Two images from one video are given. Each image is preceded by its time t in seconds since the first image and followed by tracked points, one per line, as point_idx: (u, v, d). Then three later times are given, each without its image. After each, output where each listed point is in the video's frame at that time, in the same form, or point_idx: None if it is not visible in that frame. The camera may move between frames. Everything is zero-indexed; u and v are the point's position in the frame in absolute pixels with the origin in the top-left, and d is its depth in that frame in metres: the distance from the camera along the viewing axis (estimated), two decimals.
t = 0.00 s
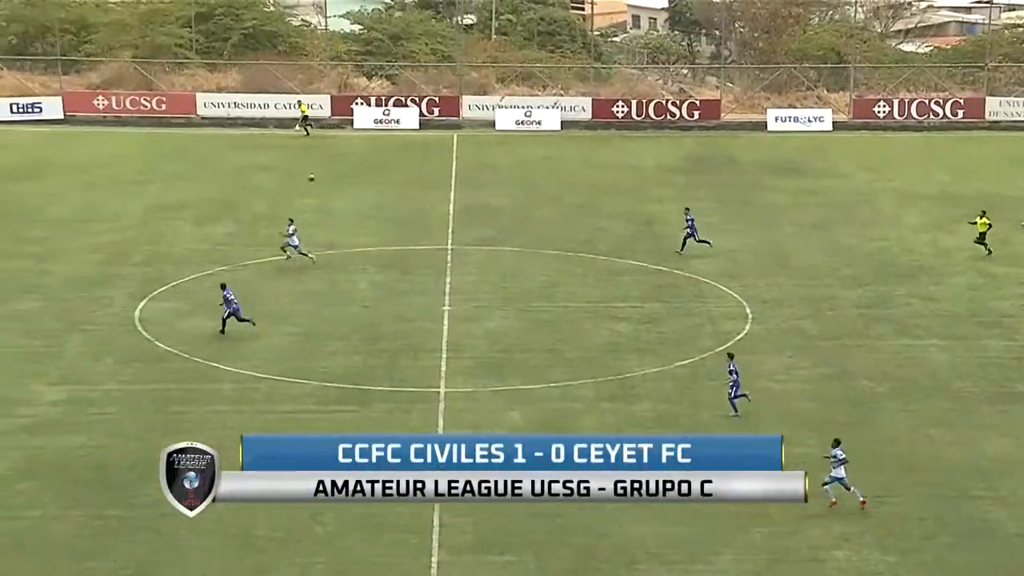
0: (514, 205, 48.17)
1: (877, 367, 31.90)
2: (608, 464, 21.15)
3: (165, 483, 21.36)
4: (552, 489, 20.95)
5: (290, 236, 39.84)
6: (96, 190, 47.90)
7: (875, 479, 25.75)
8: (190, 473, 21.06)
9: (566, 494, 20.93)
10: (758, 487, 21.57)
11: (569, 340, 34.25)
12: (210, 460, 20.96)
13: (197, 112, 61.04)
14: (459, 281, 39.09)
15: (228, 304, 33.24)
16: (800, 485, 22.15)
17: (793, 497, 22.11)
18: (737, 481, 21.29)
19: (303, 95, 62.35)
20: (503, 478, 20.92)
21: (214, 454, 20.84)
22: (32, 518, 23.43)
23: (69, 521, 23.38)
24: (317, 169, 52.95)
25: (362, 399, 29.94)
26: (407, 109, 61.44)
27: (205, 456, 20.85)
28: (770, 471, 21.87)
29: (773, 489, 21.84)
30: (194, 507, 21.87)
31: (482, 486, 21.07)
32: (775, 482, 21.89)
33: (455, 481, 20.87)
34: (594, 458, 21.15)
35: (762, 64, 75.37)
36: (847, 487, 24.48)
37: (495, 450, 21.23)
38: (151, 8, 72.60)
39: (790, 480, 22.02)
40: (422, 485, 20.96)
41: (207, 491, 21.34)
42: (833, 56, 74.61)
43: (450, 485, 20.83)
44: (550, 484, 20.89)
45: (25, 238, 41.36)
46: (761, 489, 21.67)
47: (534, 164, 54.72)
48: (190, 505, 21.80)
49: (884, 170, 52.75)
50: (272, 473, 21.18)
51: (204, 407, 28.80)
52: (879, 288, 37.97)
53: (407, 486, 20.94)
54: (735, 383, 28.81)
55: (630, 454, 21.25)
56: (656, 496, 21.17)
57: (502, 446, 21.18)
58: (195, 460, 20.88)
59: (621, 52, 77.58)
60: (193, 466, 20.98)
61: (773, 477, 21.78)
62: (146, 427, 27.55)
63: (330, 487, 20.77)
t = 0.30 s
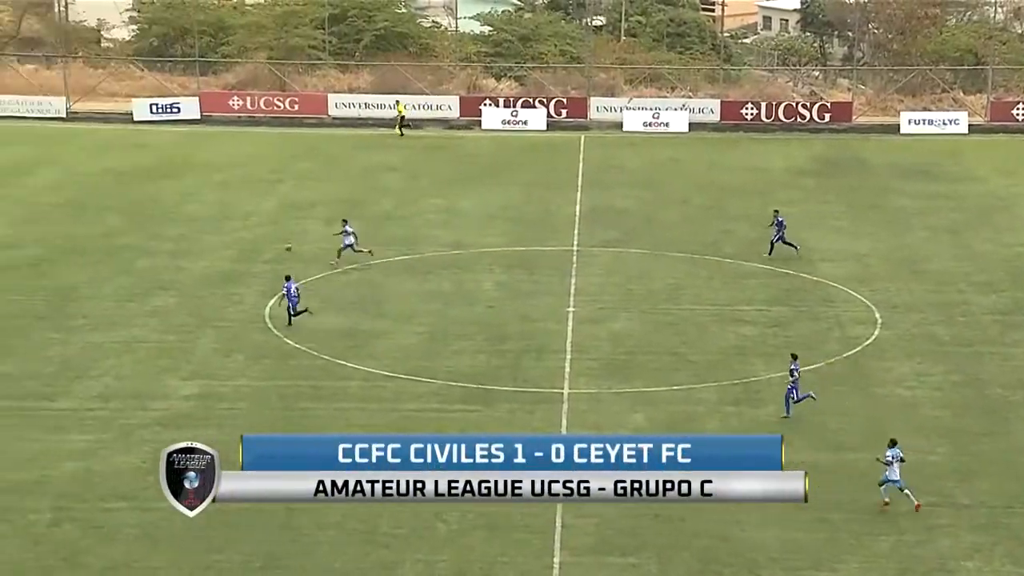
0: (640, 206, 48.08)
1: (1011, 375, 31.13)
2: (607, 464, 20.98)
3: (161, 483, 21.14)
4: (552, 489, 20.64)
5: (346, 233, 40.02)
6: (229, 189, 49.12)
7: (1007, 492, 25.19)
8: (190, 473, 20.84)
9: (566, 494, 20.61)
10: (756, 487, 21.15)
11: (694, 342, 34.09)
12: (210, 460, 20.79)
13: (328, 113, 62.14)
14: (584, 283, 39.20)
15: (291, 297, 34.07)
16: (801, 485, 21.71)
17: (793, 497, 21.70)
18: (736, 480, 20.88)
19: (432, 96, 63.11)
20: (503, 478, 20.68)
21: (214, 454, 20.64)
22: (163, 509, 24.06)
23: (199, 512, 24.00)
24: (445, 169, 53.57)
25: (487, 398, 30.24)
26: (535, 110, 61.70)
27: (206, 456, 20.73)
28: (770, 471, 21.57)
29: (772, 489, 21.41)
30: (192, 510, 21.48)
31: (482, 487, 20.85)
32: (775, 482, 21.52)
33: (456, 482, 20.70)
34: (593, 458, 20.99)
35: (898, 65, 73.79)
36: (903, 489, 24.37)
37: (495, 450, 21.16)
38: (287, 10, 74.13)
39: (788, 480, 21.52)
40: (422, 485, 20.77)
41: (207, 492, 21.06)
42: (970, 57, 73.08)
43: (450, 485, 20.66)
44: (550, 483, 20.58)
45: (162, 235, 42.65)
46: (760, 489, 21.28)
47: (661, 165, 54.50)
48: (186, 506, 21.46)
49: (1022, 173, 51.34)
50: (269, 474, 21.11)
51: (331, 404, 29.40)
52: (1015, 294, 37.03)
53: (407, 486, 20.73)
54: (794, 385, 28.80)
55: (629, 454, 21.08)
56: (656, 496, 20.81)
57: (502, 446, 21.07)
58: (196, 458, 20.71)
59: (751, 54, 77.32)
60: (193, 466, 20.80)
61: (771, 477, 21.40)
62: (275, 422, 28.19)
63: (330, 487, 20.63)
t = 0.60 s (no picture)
0: (743, 210, 47.70)
1: None
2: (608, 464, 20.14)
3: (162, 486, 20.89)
4: (552, 489, 20.06)
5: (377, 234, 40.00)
6: (334, 190, 49.82)
7: None
8: (189, 473, 20.61)
9: (566, 495, 20.03)
10: (757, 487, 20.44)
11: (796, 347, 33.74)
12: (208, 459, 20.55)
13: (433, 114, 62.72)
14: (686, 286, 39.05)
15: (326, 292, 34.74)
16: (801, 485, 20.87)
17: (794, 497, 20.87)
18: (737, 480, 20.23)
19: (536, 98, 63.40)
20: (503, 478, 20.06)
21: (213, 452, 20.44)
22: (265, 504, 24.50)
23: (301, 509, 24.42)
24: (547, 171, 53.71)
25: (586, 401, 30.29)
26: (638, 112, 61.56)
27: (204, 455, 20.52)
28: (770, 471, 20.72)
29: (772, 489, 20.64)
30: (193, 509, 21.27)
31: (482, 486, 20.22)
32: (775, 482, 20.72)
33: (456, 481, 20.08)
34: (594, 457, 20.18)
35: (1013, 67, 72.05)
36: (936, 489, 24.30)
37: (495, 450, 20.30)
38: (395, 12, 74.86)
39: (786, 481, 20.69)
40: (422, 484, 20.21)
41: (207, 492, 20.79)
42: None
43: (450, 485, 20.05)
44: (549, 484, 20.00)
45: (268, 235, 43.42)
46: (761, 489, 20.53)
47: (765, 169, 54.01)
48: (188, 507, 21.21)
49: None
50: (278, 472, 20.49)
51: (431, 405, 29.71)
52: None
53: (407, 486, 20.20)
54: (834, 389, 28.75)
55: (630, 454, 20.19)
56: (655, 496, 20.20)
57: (502, 446, 20.21)
58: (193, 457, 20.47)
59: (858, 57, 75.93)
60: (191, 466, 20.57)
61: (771, 477, 20.60)
62: (376, 422, 28.56)
63: (330, 487, 20.14)
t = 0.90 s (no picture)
0: (854, 214, 47.01)
1: None
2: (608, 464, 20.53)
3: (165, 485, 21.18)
4: (552, 489, 20.03)
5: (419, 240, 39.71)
6: (443, 191, 50.26)
7: None
8: (190, 473, 20.83)
9: (566, 494, 19.99)
10: (757, 487, 20.43)
11: (908, 353, 33.22)
12: (209, 459, 20.79)
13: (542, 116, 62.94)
14: (794, 289, 38.67)
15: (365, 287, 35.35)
16: (801, 486, 20.88)
17: (794, 497, 20.83)
18: (736, 480, 20.24)
19: (645, 100, 63.25)
20: (503, 478, 20.11)
21: (213, 453, 20.64)
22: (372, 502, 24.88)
23: (407, 507, 24.77)
24: (656, 173, 53.51)
25: (692, 405, 30.16)
26: (749, 114, 61.14)
27: (205, 456, 20.78)
28: (769, 472, 20.89)
29: (772, 489, 20.64)
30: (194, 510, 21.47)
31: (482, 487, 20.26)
32: (775, 482, 20.75)
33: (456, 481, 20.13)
34: (594, 458, 20.57)
35: None
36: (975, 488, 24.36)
37: (495, 450, 20.77)
38: (505, 13, 75.15)
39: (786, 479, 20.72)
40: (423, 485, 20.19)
41: (206, 492, 20.94)
42: None
43: (450, 485, 20.04)
44: (550, 483, 20.00)
45: (377, 235, 43.97)
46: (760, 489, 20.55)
47: (878, 172, 53.15)
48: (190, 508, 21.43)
49: None
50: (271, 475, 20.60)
51: (536, 405, 29.87)
52: None
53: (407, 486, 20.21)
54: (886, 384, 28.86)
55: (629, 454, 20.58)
56: (656, 497, 20.20)
57: (502, 446, 20.68)
58: (193, 457, 20.74)
59: (976, 58, 73.98)
60: (192, 466, 20.80)
61: (771, 476, 20.65)
62: (481, 422, 28.79)
63: (330, 487, 20.15)
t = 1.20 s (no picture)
0: (955, 219, 46.14)
1: None
2: (607, 463, 23.08)
3: (168, 484, 22.77)
4: (552, 489, 21.97)
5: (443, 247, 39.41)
6: (538, 193, 50.37)
7: None
8: (190, 473, 22.37)
9: (566, 493, 21.88)
10: (756, 488, 22.34)
11: (1011, 362, 32.49)
12: (209, 458, 22.43)
13: (638, 119, 62.76)
14: (892, 295, 38.08)
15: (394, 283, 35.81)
16: (800, 486, 22.86)
17: (794, 496, 22.80)
18: (736, 480, 22.08)
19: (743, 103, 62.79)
20: (504, 479, 22.07)
21: (213, 453, 22.30)
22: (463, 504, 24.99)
23: (500, 509, 24.88)
24: (753, 176, 53.05)
25: (787, 410, 29.84)
26: (848, 118, 60.58)
27: (205, 455, 22.45)
28: (770, 475, 22.78)
29: (773, 490, 22.62)
30: (194, 510, 22.97)
31: (482, 488, 22.22)
32: (775, 484, 22.71)
33: (456, 482, 22.03)
34: (593, 458, 23.21)
35: None
36: (1012, 488, 24.31)
37: (495, 451, 23.33)
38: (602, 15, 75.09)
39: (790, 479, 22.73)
40: (422, 485, 22.07)
41: (207, 490, 22.46)
42: None
43: (449, 485, 21.94)
44: (549, 483, 21.96)
45: (471, 237, 44.22)
46: (761, 490, 22.46)
47: (983, 177, 52.04)
48: (190, 508, 22.92)
49: None
50: (268, 476, 22.15)
51: (629, 409, 29.80)
52: None
53: (408, 486, 22.15)
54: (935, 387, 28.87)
55: (630, 455, 23.09)
56: (656, 496, 22.07)
57: (502, 446, 23.30)
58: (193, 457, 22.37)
59: None
60: (192, 465, 22.38)
61: (770, 477, 22.64)
62: (573, 425, 28.80)
63: (330, 487, 21.83)
